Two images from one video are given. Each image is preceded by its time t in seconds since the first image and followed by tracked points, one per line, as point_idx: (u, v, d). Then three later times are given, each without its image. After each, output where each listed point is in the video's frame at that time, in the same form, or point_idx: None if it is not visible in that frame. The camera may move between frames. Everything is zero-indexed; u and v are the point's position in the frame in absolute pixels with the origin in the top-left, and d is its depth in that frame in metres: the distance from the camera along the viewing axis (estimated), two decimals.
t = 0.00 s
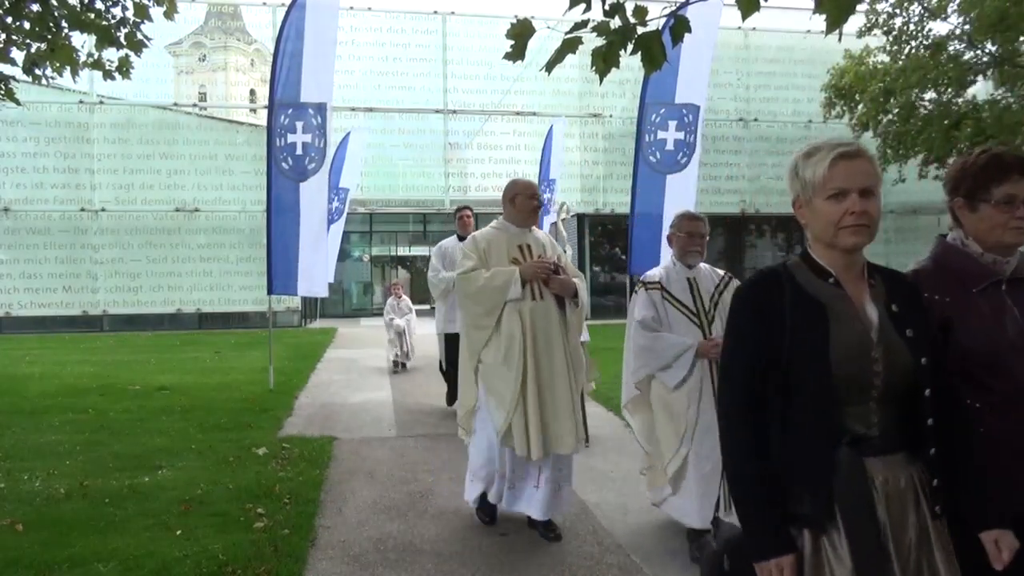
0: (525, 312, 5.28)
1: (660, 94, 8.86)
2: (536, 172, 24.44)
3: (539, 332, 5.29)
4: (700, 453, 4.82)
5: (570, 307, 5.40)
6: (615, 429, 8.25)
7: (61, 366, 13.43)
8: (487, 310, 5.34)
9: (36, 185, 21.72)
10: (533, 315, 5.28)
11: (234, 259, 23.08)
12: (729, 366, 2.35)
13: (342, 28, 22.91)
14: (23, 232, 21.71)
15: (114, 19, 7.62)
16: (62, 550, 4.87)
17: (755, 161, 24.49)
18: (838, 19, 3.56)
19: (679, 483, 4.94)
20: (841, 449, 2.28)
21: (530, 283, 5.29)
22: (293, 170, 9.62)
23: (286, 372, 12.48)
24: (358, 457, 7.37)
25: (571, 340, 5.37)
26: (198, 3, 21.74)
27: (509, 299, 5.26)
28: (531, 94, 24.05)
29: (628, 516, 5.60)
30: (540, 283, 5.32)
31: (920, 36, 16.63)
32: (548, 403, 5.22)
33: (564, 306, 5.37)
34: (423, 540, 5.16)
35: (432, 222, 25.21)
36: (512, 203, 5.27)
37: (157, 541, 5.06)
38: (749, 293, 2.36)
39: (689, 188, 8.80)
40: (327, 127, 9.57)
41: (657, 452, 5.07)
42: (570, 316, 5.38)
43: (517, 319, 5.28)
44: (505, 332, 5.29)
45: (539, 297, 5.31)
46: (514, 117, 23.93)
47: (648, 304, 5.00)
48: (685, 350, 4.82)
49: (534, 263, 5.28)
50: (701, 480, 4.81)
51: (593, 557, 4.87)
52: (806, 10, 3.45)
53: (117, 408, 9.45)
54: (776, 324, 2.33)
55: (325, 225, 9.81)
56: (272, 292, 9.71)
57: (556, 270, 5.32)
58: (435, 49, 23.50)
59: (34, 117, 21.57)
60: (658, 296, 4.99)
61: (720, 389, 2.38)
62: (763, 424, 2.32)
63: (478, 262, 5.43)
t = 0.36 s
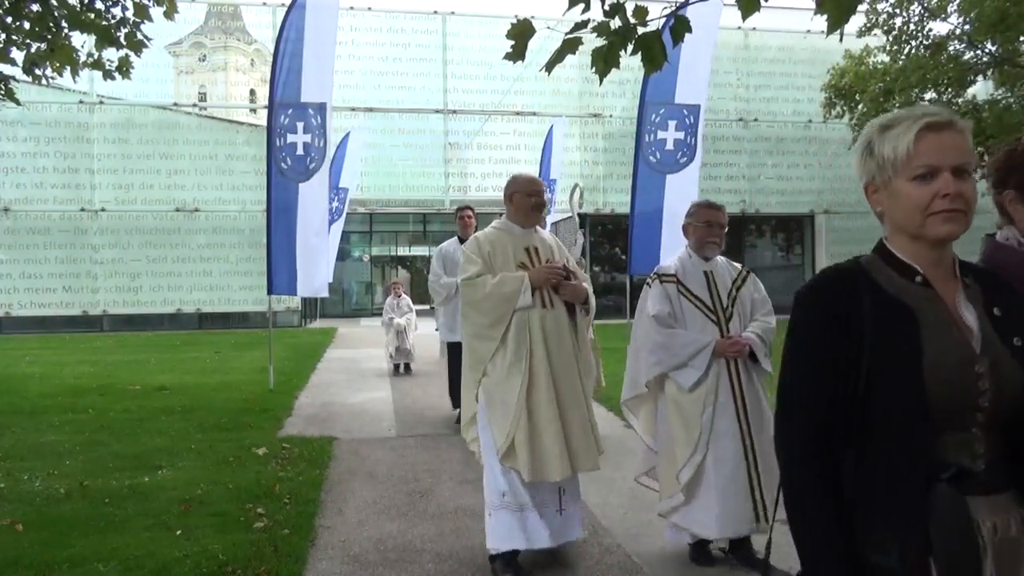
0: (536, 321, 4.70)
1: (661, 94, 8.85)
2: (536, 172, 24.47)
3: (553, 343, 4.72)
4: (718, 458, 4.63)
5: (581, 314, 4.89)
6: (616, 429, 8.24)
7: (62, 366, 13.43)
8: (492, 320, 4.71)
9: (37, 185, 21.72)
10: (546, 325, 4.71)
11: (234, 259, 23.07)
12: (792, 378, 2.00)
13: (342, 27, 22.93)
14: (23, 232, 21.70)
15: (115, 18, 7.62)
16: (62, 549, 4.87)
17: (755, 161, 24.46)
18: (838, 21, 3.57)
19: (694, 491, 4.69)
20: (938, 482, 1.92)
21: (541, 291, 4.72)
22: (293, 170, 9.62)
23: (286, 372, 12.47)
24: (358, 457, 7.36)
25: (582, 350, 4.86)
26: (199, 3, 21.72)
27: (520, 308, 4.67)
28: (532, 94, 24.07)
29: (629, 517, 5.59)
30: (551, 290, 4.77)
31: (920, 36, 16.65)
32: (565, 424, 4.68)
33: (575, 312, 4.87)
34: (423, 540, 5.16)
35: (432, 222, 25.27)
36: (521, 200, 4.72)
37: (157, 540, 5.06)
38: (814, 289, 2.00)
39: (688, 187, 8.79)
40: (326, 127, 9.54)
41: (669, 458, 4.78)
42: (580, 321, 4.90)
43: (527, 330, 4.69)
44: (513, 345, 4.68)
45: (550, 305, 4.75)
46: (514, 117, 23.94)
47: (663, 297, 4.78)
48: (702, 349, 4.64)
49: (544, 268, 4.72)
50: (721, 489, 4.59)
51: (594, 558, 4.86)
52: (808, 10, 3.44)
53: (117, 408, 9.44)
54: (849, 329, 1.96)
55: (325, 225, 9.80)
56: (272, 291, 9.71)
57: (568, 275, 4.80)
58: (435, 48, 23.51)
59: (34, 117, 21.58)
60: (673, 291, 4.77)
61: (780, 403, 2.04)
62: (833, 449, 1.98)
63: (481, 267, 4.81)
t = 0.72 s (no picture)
0: (528, 316, 4.59)
1: (661, 95, 8.78)
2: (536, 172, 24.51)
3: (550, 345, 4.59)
4: (747, 478, 4.23)
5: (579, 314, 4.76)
6: (616, 429, 8.24)
7: (61, 366, 13.42)
8: (481, 317, 4.62)
9: (36, 185, 21.71)
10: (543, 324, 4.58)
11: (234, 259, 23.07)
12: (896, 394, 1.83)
13: (342, 28, 22.92)
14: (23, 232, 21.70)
15: (115, 18, 7.61)
16: (62, 549, 4.87)
17: (755, 161, 24.43)
18: (838, 22, 3.57)
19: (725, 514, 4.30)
20: None
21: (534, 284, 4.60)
22: (292, 170, 9.61)
23: (286, 372, 12.47)
24: (358, 457, 7.37)
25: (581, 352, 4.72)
26: (199, 2, 21.69)
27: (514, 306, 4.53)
28: (532, 94, 24.05)
29: (630, 517, 5.59)
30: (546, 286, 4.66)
31: (920, 36, 16.66)
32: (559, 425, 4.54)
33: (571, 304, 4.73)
34: (424, 540, 5.15)
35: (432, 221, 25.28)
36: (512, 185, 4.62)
37: (156, 540, 5.06)
38: (918, 303, 1.81)
39: (688, 186, 8.78)
40: (326, 127, 9.52)
41: (697, 478, 4.41)
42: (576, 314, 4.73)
43: (520, 326, 4.58)
44: (505, 344, 4.56)
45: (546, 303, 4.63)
46: (513, 117, 23.93)
47: (692, 304, 4.42)
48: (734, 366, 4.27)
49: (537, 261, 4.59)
50: (747, 513, 4.20)
51: (593, 558, 4.86)
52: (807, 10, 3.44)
53: (117, 408, 9.44)
54: (968, 344, 1.75)
55: (325, 225, 9.79)
56: (273, 291, 9.74)
57: (564, 268, 4.67)
58: (435, 49, 23.52)
59: (34, 116, 21.58)
60: (704, 298, 4.42)
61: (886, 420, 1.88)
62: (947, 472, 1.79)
63: (473, 261, 4.70)
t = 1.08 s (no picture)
0: (517, 326, 4.77)
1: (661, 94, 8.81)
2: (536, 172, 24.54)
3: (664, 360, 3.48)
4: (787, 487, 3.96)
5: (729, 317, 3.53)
6: (617, 429, 8.24)
7: (62, 366, 13.43)
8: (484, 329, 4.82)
9: (36, 185, 21.71)
10: (654, 333, 3.52)
11: (234, 258, 23.06)
12: None
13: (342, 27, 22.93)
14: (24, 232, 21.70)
15: (115, 19, 7.62)
16: (63, 549, 4.88)
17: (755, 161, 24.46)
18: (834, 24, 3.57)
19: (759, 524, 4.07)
20: None
21: (527, 298, 4.73)
22: (294, 170, 9.61)
23: (286, 372, 12.48)
24: (358, 457, 7.37)
25: (728, 368, 3.46)
26: (199, 3, 21.63)
27: (616, 309, 3.59)
28: (532, 94, 24.03)
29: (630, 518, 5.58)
30: (670, 277, 3.55)
31: (921, 36, 16.65)
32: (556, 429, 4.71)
33: (565, 316, 4.81)
34: (423, 540, 5.16)
35: (431, 221, 25.30)
36: (521, 190, 4.75)
37: (156, 540, 5.06)
38: None
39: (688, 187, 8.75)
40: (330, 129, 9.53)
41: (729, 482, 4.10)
42: (569, 327, 4.81)
43: (507, 335, 4.78)
44: (502, 359, 4.75)
45: (665, 304, 3.53)
46: (514, 117, 23.93)
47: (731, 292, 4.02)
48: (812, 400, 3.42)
49: (534, 278, 4.73)
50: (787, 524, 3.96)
51: (593, 558, 4.86)
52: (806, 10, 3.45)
53: (117, 408, 9.45)
54: None
55: (325, 224, 9.82)
56: (274, 291, 9.73)
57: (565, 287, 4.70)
58: (435, 49, 23.51)
59: (34, 116, 21.59)
60: (803, 283, 3.42)
61: None
62: None
63: (481, 256, 4.84)
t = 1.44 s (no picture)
0: (541, 328, 4.57)
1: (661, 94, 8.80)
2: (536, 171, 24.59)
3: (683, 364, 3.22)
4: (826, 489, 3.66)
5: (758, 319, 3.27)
6: (617, 428, 8.24)
7: (62, 366, 13.43)
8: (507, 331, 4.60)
9: (37, 185, 21.71)
10: (672, 335, 3.25)
11: (234, 258, 23.05)
12: None
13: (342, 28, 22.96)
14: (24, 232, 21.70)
15: (115, 19, 7.62)
16: (62, 550, 4.87)
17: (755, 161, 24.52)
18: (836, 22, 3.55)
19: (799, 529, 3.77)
20: None
21: (554, 300, 4.52)
22: (295, 171, 9.61)
23: (286, 372, 12.48)
24: (357, 457, 7.37)
25: (756, 374, 3.19)
26: (199, 3, 21.66)
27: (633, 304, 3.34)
28: (532, 94, 24.04)
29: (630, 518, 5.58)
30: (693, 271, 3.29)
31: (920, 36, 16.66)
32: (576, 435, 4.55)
33: (593, 318, 4.61)
34: (424, 540, 5.16)
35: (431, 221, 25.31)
36: (549, 182, 4.56)
37: (156, 541, 5.06)
38: None
39: (687, 187, 8.80)
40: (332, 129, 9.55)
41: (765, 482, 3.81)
42: (596, 329, 4.60)
43: (531, 338, 4.58)
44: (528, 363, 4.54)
45: (685, 303, 3.26)
46: (514, 117, 23.95)
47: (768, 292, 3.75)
48: (849, 422, 3.36)
49: (561, 277, 4.51)
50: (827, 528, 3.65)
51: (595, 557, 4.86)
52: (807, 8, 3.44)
53: (117, 408, 9.45)
54: None
55: (326, 224, 9.83)
56: (275, 291, 9.74)
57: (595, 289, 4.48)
58: (435, 49, 23.55)
59: (34, 116, 21.61)
60: (841, 293, 3.26)
61: None
62: None
63: (504, 254, 4.64)
